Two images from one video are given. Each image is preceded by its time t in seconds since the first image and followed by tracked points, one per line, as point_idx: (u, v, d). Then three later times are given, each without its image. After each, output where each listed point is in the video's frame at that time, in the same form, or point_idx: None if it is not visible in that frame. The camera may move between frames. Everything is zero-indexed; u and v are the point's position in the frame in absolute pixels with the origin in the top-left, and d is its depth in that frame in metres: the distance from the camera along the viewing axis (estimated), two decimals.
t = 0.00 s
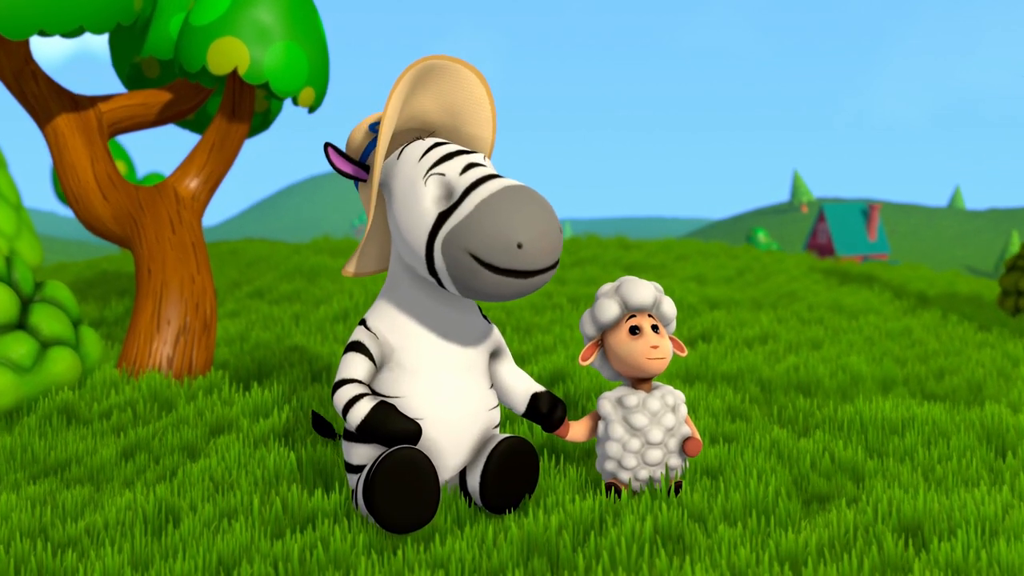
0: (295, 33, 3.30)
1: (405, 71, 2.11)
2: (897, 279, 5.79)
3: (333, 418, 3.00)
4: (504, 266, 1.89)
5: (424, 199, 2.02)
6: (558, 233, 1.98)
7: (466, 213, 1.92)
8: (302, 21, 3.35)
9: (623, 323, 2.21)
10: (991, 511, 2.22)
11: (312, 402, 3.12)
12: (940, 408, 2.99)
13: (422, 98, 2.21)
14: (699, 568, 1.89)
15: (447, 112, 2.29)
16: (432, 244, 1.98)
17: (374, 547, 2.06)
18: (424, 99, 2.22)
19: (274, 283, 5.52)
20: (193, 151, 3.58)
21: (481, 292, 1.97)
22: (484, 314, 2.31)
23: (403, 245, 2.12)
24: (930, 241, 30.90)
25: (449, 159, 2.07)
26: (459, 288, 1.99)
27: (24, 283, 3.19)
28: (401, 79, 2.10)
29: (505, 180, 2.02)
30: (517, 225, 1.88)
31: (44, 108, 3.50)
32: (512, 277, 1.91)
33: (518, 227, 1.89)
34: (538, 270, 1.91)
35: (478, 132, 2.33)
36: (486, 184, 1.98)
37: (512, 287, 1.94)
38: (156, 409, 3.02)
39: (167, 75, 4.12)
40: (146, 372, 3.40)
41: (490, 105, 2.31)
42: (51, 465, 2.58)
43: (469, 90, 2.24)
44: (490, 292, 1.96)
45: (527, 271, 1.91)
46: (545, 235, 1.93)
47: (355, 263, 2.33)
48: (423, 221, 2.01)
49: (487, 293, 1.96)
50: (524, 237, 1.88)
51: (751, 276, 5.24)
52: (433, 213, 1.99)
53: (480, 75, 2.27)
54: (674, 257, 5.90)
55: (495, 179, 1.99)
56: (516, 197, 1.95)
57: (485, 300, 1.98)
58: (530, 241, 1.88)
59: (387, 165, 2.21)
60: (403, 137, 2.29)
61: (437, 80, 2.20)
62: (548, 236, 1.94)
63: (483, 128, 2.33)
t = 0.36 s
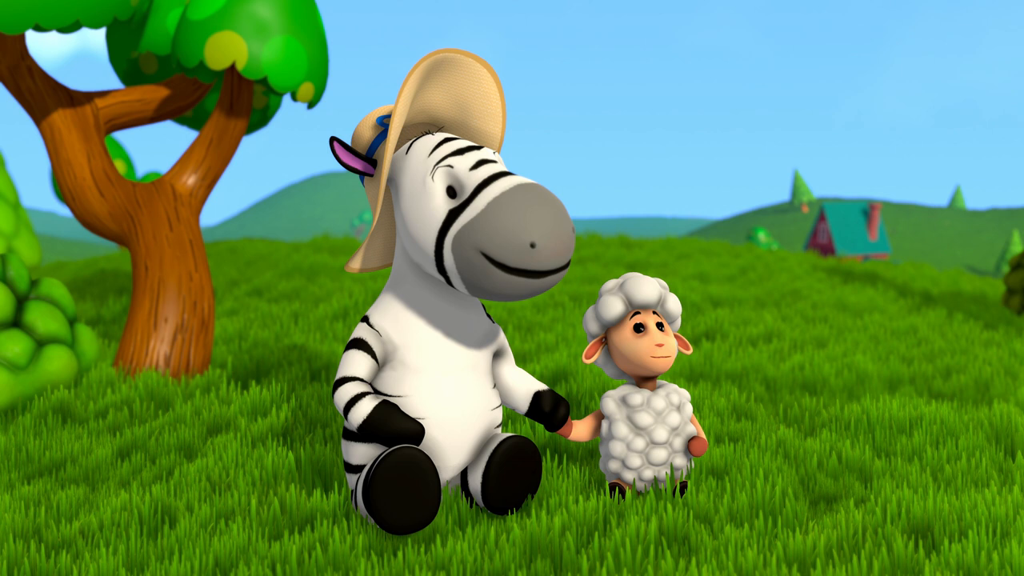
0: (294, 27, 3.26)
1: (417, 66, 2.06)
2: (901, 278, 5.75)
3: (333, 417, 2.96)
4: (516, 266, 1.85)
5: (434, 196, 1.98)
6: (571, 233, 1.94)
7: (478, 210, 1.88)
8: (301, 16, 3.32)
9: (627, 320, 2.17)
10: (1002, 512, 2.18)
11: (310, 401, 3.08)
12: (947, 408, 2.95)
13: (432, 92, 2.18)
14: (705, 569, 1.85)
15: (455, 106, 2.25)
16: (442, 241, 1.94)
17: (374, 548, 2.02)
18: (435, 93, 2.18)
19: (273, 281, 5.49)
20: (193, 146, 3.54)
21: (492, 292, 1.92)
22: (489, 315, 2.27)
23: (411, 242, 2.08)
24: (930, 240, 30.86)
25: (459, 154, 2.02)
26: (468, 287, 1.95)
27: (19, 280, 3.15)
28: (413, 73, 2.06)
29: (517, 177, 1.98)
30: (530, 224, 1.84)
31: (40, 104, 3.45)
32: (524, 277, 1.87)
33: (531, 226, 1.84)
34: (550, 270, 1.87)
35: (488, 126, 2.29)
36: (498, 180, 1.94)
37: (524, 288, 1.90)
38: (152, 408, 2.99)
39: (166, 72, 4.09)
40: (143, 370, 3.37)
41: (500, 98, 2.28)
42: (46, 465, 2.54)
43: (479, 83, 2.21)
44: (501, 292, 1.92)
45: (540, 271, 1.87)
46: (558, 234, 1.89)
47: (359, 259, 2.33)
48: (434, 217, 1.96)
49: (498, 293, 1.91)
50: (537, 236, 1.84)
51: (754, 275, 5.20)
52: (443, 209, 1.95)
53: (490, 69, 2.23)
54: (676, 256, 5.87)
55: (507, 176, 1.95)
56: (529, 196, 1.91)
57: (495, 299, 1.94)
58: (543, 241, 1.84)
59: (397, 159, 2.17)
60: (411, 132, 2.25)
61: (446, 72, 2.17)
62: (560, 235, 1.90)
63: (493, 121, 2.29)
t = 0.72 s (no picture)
0: (294, 27, 3.26)
1: (406, 62, 2.08)
2: (901, 278, 5.76)
3: (333, 417, 2.96)
4: (513, 249, 1.84)
5: (430, 185, 1.98)
6: (568, 217, 1.94)
7: (473, 195, 1.88)
8: (302, 15, 3.31)
9: (627, 321, 2.16)
10: (1003, 511, 2.17)
11: (310, 401, 3.08)
12: (948, 408, 2.95)
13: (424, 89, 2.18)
14: (705, 569, 1.84)
15: (449, 102, 2.25)
16: (439, 230, 1.94)
17: (374, 548, 2.02)
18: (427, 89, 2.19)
19: (273, 281, 5.48)
20: (194, 147, 3.54)
21: (490, 279, 1.91)
22: (487, 308, 2.27)
23: (407, 236, 2.08)
24: (931, 240, 30.86)
25: (454, 145, 2.03)
26: (467, 275, 1.94)
27: (19, 279, 3.15)
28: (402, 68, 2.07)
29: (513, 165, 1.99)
30: (526, 206, 1.84)
31: (40, 104, 3.45)
32: (522, 260, 1.86)
33: (527, 208, 1.84)
34: (547, 252, 1.86)
35: (483, 121, 2.28)
36: (493, 167, 1.94)
37: (522, 273, 1.89)
38: (152, 407, 2.98)
39: (166, 71, 4.09)
40: (143, 370, 3.36)
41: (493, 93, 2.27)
42: (46, 465, 2.54)
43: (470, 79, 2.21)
44: (499, 279, 1.90)
45: (537, 254, 1.86)
46: (555, 217, 1.88)
47: (358, 262, 2.30)
48: (430, 206, 1.96)
49: (497, 279, 1.90)
50: (533, 218, 1.84)
51: (755, 275, 5.20)
52: (440, 198, 1.95)
53: (482, 65, 2.23)
54: (677, 256, 5.87)
55: (502, 162, 1.95)
56: (524, 181, 1.91)
57: (494, 287, 1.93)
58: (539, 222, 1.84)
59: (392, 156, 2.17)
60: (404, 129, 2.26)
61: (437, 68, 2.16)
62: (557, 218, 1.90)
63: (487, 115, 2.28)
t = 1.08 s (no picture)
0: (294, 27, 3.26)
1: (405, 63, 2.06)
2: (902, 278, 5.75)
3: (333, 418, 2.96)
4: (514, 254, 1.85)
5: (428, 189, 1.98)
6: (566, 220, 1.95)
7: (473, 201, 1.88)
8: (301, 15, 3.31)
9: (625, 322, 2.17)
10: (1003, 511, 2.17)
11: (310, 401, 3.08)
12: (948, 408, 2.95)
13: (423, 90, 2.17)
14: (705, 569, 1.84)
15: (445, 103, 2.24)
16: (438, 235, 1.94)
17: (374, 548, 2.02)
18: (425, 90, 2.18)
19: (273, 281, 5.48)
20: (193, 146, 3.54)
21: (491, 283, 1.92)
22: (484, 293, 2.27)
23: (407, 239, 2.08)
24: (931, 240, 30.86)
25: (451, 149, 2.02)
26: (467, 279, 1.95)
27: (19, 280, 3.15)
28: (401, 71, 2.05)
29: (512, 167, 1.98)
30: (526, 212, 1.85)
31: (40, 104, 3.45)
32: (522, 265, 1.87)
33: (527, 215, 1.85)
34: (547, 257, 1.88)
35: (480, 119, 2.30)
36: (492, 172, 1.93)
37: (523, 277, 1.91)
38: (152, 407, 2.98)
39: (165, 71, 4.09)
40: (142, 370, 3.36)
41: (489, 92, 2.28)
42: (46, 465, 2.54)
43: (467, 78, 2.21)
44: (499, 282, 1.92)
45: (537, 259, 1.88)
46: (554, 221, 1.89)
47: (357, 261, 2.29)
48: (429, 211, 1.96)
49: (497, 283, 1.92)
50: (532, 223, 1.84)
51: (755, 275, 5.20)
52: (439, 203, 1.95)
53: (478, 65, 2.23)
54: (677, 256, 5.87)
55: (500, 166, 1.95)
56: (523, 186, 1.91)
57: (494, 290, 1.94)
58: (539, 227, 1.85)
59: (390, 159, 2.16)
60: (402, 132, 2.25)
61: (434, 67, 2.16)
62: (556, 223, 1.91)
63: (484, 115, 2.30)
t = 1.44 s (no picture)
0: (294, 26, 3.26)
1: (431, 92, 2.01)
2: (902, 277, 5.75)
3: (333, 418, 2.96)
4: (532, 316, 1.89)
5: (445, 236, 1.95)
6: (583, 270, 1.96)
7: (492, 263, 1.87)
8: (301, 15, 3.31)
9: (617, 322, 2.17)
10: (1003, 511, 2.17)
11: (310, 401, 3.08)
12: (948, 408, 2.95)
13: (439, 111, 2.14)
14: (704, 569, 1.84)
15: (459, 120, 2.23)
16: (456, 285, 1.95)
17: (374, 548, 2.02)
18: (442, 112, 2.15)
19: (273, 281, 5.48)
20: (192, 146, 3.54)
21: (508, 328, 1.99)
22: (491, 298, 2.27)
23: (421, 269, 2.06)
24: (931, 240, 30.85)
25: (469, 190, 1.97)
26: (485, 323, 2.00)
27: (19, 279, 3.15)
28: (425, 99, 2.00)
29: (531, 211, 1.96)
30: (544, 278, 1.85)
31: (40, 103, 3.45)
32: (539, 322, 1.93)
33: (545, 280, 1.85)
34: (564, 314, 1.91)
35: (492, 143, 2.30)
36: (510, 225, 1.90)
37: (537, 326, 1.95)
38: (152, 407, 2.98)
39: (165, 71, 4.09)
40: (142, 370, 3.36)
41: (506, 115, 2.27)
42: (46, 465, 2.54)
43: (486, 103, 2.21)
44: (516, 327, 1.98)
45: (555, 316, 1.92)
46: (572, 277, 1.90)
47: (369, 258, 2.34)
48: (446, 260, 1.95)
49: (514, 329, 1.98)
50: (550, 287, 1.85)
51: (755, 275, 5.19)
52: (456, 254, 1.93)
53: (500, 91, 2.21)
54: (677, 256, 5.87)
55: (518, 218, 1.91)
56: (541, 242, 1.88)
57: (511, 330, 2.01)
58: (557, 293, 1.86)
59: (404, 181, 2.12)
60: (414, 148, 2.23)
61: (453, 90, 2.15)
62: (573, 277, 1.92)
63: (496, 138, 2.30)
